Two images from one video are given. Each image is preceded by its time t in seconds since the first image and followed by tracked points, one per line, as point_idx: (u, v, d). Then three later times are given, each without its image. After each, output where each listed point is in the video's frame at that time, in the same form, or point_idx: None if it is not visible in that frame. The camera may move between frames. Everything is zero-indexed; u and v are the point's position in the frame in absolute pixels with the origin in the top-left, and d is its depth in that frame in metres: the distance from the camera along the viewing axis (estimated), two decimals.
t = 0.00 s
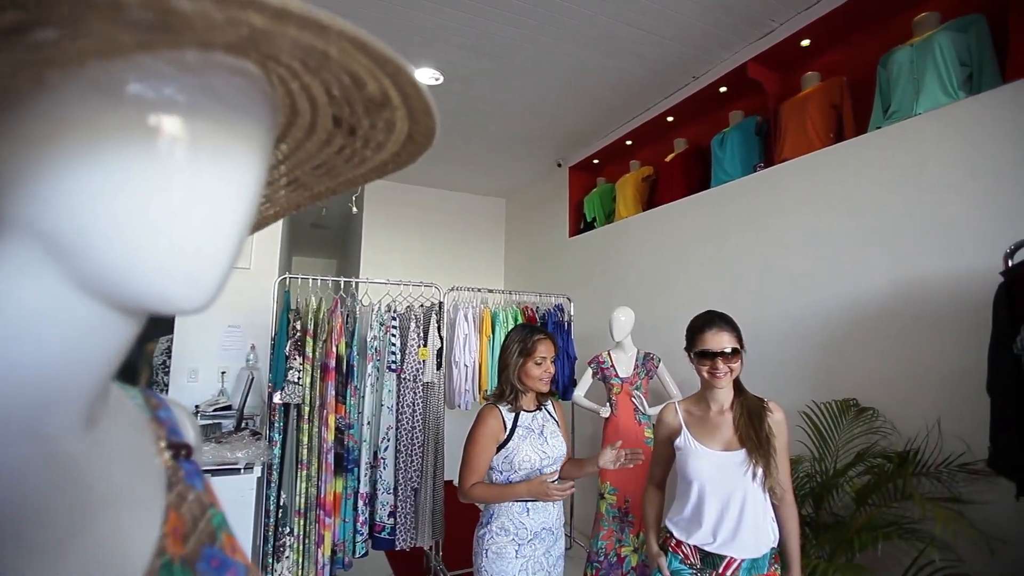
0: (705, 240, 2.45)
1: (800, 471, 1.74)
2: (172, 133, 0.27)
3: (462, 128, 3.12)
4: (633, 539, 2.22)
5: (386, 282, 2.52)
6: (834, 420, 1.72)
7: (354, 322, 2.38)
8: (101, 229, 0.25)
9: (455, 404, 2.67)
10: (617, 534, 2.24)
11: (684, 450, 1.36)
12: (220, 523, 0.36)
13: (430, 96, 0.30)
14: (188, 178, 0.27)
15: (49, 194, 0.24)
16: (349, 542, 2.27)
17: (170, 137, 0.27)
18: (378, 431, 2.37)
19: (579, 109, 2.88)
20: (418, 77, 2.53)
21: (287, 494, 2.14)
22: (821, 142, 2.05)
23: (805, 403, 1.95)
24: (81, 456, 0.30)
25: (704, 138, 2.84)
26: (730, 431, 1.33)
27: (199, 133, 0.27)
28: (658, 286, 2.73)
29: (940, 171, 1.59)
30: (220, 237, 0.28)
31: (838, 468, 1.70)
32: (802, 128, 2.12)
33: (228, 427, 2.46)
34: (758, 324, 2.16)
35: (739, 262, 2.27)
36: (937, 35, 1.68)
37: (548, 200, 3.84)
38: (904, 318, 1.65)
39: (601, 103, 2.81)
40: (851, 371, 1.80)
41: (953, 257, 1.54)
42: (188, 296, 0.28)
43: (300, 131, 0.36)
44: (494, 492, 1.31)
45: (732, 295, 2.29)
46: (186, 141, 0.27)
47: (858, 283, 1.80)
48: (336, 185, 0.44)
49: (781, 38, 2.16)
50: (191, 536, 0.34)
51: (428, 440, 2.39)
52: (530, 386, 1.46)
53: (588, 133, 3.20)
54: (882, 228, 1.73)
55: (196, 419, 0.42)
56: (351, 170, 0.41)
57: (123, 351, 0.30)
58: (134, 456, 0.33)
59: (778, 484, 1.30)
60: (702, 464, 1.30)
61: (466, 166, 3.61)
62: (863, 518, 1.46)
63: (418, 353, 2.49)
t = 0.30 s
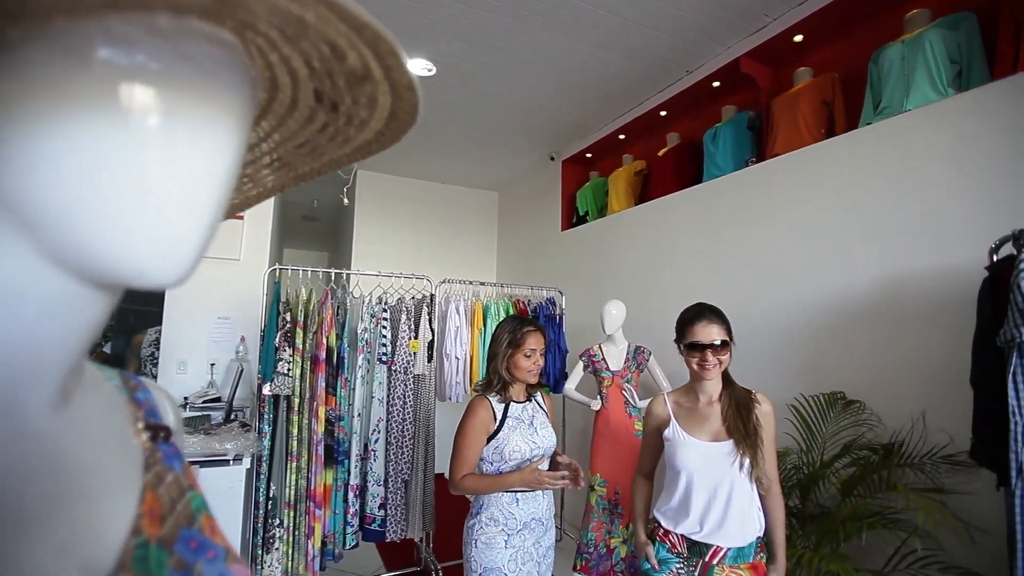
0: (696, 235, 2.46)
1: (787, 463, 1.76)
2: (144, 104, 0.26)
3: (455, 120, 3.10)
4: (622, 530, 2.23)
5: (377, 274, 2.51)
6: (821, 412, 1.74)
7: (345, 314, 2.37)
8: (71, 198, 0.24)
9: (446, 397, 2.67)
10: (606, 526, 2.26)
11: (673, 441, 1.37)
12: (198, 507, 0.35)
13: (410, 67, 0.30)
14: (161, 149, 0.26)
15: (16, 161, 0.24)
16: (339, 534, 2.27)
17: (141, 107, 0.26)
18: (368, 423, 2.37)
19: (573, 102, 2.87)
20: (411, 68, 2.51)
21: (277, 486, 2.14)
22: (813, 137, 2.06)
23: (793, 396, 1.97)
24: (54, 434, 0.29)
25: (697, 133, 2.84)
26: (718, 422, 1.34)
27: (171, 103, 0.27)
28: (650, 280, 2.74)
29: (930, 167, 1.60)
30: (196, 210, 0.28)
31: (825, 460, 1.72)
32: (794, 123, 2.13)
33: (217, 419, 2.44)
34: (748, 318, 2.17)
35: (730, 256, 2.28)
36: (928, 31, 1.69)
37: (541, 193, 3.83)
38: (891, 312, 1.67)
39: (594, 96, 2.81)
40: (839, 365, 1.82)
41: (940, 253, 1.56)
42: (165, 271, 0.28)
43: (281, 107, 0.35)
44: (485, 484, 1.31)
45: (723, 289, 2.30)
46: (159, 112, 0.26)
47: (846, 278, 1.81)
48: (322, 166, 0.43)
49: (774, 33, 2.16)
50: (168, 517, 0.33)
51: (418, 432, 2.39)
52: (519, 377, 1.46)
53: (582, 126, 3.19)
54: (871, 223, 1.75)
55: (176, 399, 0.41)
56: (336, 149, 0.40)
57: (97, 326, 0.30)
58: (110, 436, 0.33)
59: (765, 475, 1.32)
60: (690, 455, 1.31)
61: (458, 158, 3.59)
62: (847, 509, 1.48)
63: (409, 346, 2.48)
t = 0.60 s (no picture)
0: (688, 229, 2.47)
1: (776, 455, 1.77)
2: (114, 77, 0.25)
3: (447, 113, 3.08)
4: (613, 523, 2.25)
5: (368, 267, 2.49)
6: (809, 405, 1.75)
7: (336, 308, 2.35)
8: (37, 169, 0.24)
9: (437, 390, 2.67)
10: (597, 518, 2.27)
11: (662, 432, 1.38)
12: (176, 490, 0.35)
13: (391, 39, 0.29)
14: (133, 121, 0.25)
15: None
16: (330, 528, 2.27)
17: (111, 79, 0.25)
18: (359, 416, 2.35)
19: (565, 96, 2.86)
20: (403, 60, 2.49)
21: (267, 479, 2.13)
22: (803, 131, 2.06)
23: (783, 388, 1.99)
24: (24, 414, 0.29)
25: (689, 127, 2.85)
26: (708, 414, 1.35)
27: (143, 76, 0.26)
28: (641, 274, 2.74)
29: (918, 162, 1.61)
30: (170, 185, 0.27)
31: (812, 452, 1.74)
32: (785, 118, 2.13)
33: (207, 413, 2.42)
34: (738, 312, 2.18)
35: (721, 251, 2.29)
36: (918, 27, 1.70)
37: (534, 187, 3.82)
38: (879, 305, 1.68)
39: (587, 90, 2.80)
40: (827, 358, 1.84)
41: (927, 247, 1.57)
42: (140, 248, 0.27)
43: (261, 84, 0.35)
44: (474, 475, 1.32)
45: (713, 283, 2.31)
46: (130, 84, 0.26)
47: (835, 271, 1.83)
48: (307, 148, 0.42)
49: (766, 27, 2.16)
50: (145, 500, 0.32)
51: (410, 425, 2.39)
52: (511, 371, 1.46)
53: (575, 120, 3.19)
54: (860, 218, 1.76)
55: (153, 382, 0.41)
56: (320, 130, 0.40)
57: (70, 304, 0.29)
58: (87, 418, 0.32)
59: (753, 466, 1.33)
60: (680, 446, 1.32)
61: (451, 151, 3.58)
62: (834, 499, 1.50)
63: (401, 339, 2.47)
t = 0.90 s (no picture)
0: (679, 222, 2.47)
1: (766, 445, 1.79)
2: (81, 45, 0.24)
3: (439, 104, 3.06)
4: (604, 513, 2.26)
5: (359, 259, 2.47)
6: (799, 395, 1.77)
7: (326, 300, 2.33)
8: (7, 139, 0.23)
9: (430, 382, 2.66)
10: (589, 509, 2.28)
11: (653, 422, 1.38)
12: (154, 472, 0.34)
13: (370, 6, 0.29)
14: (100, 90, 0.24)
15: None
16: (322, 520, 2.26)
17: (79, 47, 0.24)
18: (351, 409, 2.34)
19: (557, 87, 2.85)
20: (394, 50, 2.46)
21: (258, 472, 2.12)
22: (794, 123, 2.07)
23: (772, 379, 2.00)
24: None
25: (682, 119, 2.84)
26: (698, 403, 1.36)
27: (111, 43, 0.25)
28: (633, 266, 2.75)
29: (907, 153, 1.62)
30: (138, 156, 0.25)
31: (801, 441, 1.75)
32: (776, 110, 2.14)
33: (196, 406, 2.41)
34: (729, 304, 2.20)
35: (712, 243, 2.30)
36: (908, 18, 1.70)
37: (526, 180, 3.81)
38: (867, 296, 1.70)
39: (579, 82, 2.79)
40: (816, 348, 1.86)
41: (914, 238, 1.58)
42: (111, 223, 0.26)
43: (238, 57, 0.34)
44: (465, 466, 1.32)
45: (704, 275, 2.32)
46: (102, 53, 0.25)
47: (824, 262, 1.84)
48: (291, 127, 0.42)
49: (758, 18, 2.16)
50: (121, 482, 0.31)
51: (401, 417, 2.38)
52: (503, 362, 1.46)
53: (567, 112, 3.17)
54: (849, 210, 1.77)
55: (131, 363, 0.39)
56: (300, 106, 0.39)
57: (49, 278, 0.28)
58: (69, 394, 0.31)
59: (742, 454, 1.34)
60: (670, 435, 1.32)
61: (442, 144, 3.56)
62: (822, 487, 1.52)
63: (392, 331, 2.46)
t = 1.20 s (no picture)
0: (672, 216, 2.48)
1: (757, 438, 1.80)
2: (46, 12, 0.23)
3: (432, 98, 3.04)
4: (598, 506, 2.27)
5: (352, 253, 2.46)
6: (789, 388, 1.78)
7: (318, 294, 2.32)
8: None
9: (423, 376, 2.66)
10: (582, 502, 2.29)
11: (645, 414, 1.39)
12: (135, 457, 0.33)
13: None
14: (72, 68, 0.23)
15: None
16: (314, 514, 2.25)
17: (45, 13, 0.23)
18: (343, 404, 2.33)
19: (551, 81, 2.84)
20: (386, 42, 2.44)
21: (250, 467, 2.11)
22: (786, 118, 2.07)
23: (764, 372, 2.02)
24: None
25: (675, 114, 2.84)
26: (690, 395, 1.36)
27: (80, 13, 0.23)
28: (626, 261, 2.75)
29: (898, 148, 1.63)
30: (112, 138, 0.24)
31: (792, 433, 1.77)
32: (768, 105, 2.14)
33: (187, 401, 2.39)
34: (722, 298, 2.20)
35: (705, 237, 2.30)
36: (901, 13, 1.70)
37: (520, 174, 3.80)
38: (858, 290, 1.71)
39: (572, 75, 2.77)
40: (807, 342, 1.87)
41: (905, 232, 1.59)
42: (80, 200, 0.25)
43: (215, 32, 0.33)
44: (457, 458, 1.31)
45: (697, 269, 2.32)
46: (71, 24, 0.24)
47: (815, 256, 1.85)
48: (273, 110, 0.41)
49: (751, 12, 2.16)
50: (99, 466, 0.30)
51: (394, 412, 2.38)
52: (497, 356, 1.46)
53: (561, 106, 3.16)
54: (841, 203, 1.77)
55: (112, 348, 0.38)
56: (283, 86, 0.38)
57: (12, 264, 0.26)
58: (44, 381, 0.29)
59: (734, 446, 1.34)
60: (663, 428, 1.33)
61: (435, 138, 3.55)
62: (812, 479, 1.53)
63: (384, 325, 2.45)
